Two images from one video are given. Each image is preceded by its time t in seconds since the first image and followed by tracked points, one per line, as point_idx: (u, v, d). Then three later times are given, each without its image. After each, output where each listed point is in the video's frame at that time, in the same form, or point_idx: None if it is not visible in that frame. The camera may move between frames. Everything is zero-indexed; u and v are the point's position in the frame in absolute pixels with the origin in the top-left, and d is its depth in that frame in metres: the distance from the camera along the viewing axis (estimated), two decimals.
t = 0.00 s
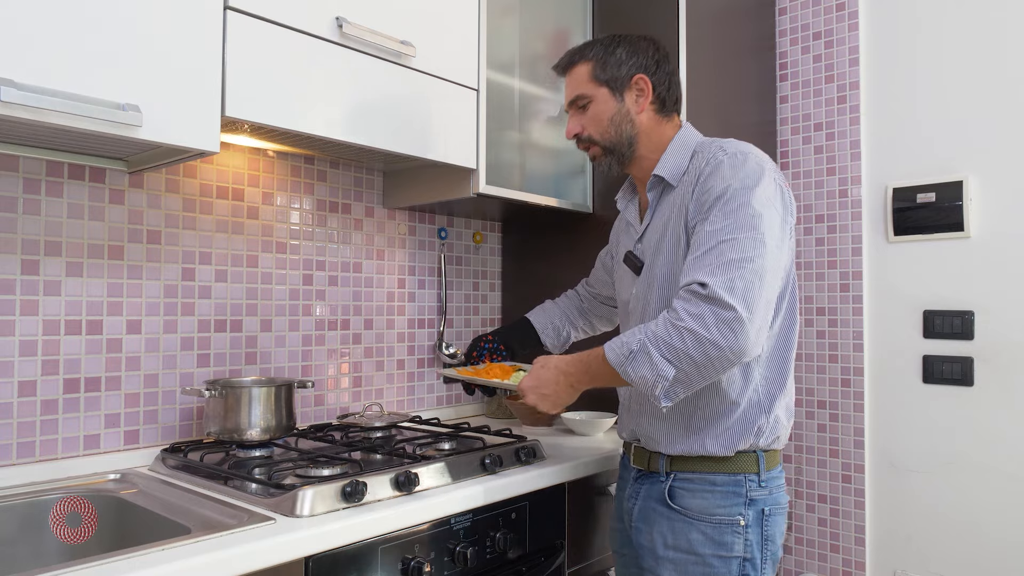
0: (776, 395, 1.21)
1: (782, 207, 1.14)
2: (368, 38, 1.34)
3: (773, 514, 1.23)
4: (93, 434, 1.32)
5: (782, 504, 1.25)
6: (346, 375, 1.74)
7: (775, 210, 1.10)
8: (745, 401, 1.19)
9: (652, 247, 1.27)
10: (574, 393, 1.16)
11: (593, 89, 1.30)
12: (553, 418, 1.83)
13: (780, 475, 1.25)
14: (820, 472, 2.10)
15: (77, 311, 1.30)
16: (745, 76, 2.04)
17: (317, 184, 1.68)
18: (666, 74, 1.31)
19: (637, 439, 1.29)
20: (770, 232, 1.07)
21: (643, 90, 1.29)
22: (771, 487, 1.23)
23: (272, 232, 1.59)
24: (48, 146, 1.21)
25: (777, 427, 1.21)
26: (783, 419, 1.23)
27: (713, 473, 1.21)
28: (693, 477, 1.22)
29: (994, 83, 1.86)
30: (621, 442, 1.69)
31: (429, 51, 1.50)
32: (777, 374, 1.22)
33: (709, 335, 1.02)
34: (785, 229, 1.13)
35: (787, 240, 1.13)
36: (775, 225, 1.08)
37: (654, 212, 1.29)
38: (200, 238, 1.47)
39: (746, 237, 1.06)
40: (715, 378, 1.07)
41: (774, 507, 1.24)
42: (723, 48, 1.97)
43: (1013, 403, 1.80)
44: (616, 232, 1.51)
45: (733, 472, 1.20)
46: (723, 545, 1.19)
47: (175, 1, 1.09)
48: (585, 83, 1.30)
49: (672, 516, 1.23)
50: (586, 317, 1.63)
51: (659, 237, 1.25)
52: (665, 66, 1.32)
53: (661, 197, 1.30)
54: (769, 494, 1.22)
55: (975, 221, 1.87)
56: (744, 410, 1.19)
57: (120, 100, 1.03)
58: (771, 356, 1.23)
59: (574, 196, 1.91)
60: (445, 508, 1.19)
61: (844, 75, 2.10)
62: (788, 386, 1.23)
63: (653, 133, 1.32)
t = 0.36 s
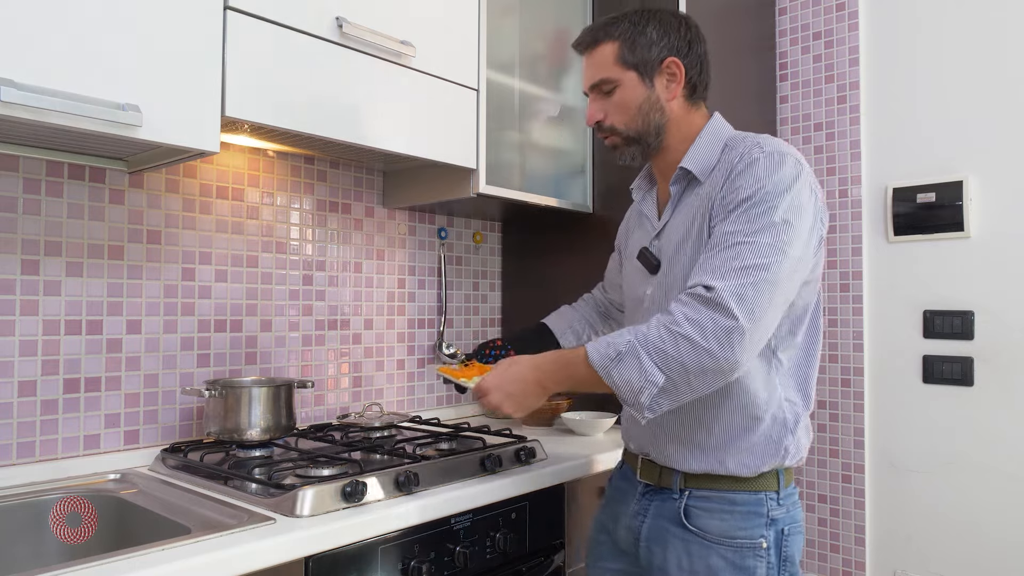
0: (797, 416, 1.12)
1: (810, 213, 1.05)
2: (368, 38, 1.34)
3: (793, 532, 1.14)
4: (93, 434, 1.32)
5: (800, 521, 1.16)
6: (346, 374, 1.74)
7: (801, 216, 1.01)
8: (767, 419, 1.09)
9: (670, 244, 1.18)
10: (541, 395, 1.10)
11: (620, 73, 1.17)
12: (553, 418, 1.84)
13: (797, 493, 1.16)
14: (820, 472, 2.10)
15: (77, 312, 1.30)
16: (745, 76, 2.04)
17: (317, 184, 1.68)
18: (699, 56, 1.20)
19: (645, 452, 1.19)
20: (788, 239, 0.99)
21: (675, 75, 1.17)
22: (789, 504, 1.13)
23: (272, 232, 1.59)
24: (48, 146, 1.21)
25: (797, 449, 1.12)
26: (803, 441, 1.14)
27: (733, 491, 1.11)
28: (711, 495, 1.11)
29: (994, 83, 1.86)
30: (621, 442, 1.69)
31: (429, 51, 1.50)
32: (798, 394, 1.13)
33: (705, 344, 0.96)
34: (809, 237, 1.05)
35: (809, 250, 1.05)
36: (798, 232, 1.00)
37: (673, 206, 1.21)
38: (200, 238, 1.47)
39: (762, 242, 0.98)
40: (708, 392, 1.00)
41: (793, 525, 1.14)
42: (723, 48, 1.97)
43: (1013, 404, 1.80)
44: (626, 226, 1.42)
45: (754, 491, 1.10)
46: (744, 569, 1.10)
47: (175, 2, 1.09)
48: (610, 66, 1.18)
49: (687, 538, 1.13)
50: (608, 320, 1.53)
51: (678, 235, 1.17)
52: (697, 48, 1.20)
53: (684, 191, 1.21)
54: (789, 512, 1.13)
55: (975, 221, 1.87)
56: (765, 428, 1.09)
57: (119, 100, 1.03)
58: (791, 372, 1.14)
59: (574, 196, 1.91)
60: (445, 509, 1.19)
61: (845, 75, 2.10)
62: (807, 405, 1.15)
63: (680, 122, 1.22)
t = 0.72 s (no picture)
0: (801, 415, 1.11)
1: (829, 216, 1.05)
2: (368, 38, 1.34)
3: (790, 535, 1.13)
4: (93, 434, 1.32)
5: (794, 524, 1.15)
6: (346, 374, 1.74)
7: (828, 221, 1.00)
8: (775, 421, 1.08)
9: (670, 244, 1.15)
10: (589, 395, 1.01)
11: (605, 67, 1.14)
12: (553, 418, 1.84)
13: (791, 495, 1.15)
14: (820, 472, 2.10)
15: (77, 312, 1.30)
16: (745, 76, 2.04)
17: (317, 184, 1.68)
18: (686, 47, 1.16)
19: (642, 459, 1.16)
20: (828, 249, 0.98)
21: (662, 67, 1.13)
22: (785, 507, 1.12)
23: (272, 232, 1.59)
24: (48, 146, 1.21)
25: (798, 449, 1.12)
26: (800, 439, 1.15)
27: (734, 495, 1.08)
28: (711, 500, 1.09)
29: (994, 84, 1.86)
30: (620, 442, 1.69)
31: (429, 51, 1.50)
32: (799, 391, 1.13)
33: (768, 363, 0.93)
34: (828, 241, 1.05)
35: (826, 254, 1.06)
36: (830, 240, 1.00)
37: (671, 204, 1.18)
38: (200, 238, 1.47)
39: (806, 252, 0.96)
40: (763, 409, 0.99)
41: (790, 528, 1.13)
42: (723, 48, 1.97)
43: (1013, 404, 1.80)
44: (610, 224, 1.38)
45: (756, 494, 1.08)
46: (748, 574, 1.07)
47: (175, 2, 1.09)
48: (594, 60, 1.15)
49: (689, 545, 1.10)
50: (599, 327, 1.49)
51: (680, 236, 1.14)
52: (684, 38, 1.17)
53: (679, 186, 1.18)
54: (785, 513, 1.12)
55: (975, 221, 1.87)
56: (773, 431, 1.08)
57: (119, 100, 1.03)
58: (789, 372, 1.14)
59: (574, 196, 1.91)
60: (445, 509, 1.19)
61: (845, 75, 2.10)
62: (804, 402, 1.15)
63: (669, 117, 1.18)
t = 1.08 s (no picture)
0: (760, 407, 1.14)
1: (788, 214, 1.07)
2: (368, 38, 1.35)
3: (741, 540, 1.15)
4: (93, 434, 1.32)
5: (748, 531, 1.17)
6: (346, 375, 1.74)
7: (786, 217, 1.02)
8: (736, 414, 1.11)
9: (631, 243, 1.17)
10: (566, 391, 1.04)
11: (559, 78, 1.20)
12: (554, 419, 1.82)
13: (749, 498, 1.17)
14: (820, 472, 2.10)
15: (77, 312, 1.30)
16: (745, 76, 2.04)
17: (318, 184, 1.68)
18: (637, 57, 1.21)
19: (602, 455, 1.19)
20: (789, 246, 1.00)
21: (614, 75, 1.19)
22: (740, 512, 1.14)
23: (272, 232, 1.59)
24: (48, 146, 1.21)
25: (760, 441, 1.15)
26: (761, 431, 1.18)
27: (682, 493, 1.12)
28: (662, 495, 1.12)
29: (994, 84, 1.86)
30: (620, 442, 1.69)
31: (429, 51, 1.50)
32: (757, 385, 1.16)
33: (736, 360, 0.96)
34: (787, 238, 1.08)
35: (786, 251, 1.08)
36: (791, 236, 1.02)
37: (631, 204, 1.20)
38: (200, 238, 1.47)
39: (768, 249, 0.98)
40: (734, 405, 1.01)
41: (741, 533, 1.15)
42: (723, 49, 1.97)
43: (1013, 404, 1.80)
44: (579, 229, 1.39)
45: (705, 493, 1.11)
46: (689, 570, 1.11)
47: (176, 3, 1.09)
48: (549, 71, 1.20)
49: (634, 536, 1.14)
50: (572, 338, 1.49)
51: (640, 236, 1.16)
52: (634, 48, 1.22)
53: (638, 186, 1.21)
54: (738, 520, 1.13)
55: (975, 221, 1.87)
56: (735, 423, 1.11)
57: (119, 100, 1.03)
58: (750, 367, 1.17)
59: (573, 197, 1.91)
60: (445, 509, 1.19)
61: (845, 75, 2.10)
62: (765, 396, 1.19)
63: (625, 123, 1.22)
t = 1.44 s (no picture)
0: (730, 406, 1.15)
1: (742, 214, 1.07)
2: (368, 38, 1.35)
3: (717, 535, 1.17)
4: (93, 434, 1.32)
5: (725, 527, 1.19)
6: (347, 375, 1.74)
7: (731, 214, 1.03)
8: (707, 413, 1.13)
9: (596, 244, 1.19)
10: (511, 378, 1.06)
11: (529, 89, 1.22)
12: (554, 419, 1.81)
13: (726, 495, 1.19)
14: (820, 472, 2.11)
15: (77, 312, 1.30)
16: (745, 76, 2.05)
17: (318, 184, 1.68)
18: (605, 67, 1.24)
19: (577, 453, 1.21)
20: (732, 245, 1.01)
21: (582, 86, 1.21)
22: (718, 507, 1.16)
23: (272, 232, 1.59)
24: (48, 146, 1.21)
25: (735, 440, 1.16)
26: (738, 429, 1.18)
27: (660, 487, 1.14)
28: (641, 490, 1.14)
29: (994, 84, 1.86)
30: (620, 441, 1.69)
31: (429, 51, 1.50)
32: (730, 385, 1.16)
33: (663, 353, 0.97)
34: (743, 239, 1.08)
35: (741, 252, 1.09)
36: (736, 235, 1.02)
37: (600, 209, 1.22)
38: (200, 238, 1.47)
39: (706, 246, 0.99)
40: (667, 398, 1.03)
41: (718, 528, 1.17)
42: (723, 49, 1.97)
43: (1014, 404, 1.80)
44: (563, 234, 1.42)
45: (681, 488, 1.13)
46: (665, 563, 1.13)
47: (176, 3, 1.09)
48: (519, 83, 1.23)
49: (613, 530, 1.16)
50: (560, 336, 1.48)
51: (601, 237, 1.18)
52: (603, 60, 1.24)
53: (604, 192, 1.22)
54: (714, 514, 1.16)
55: (975, 221, 1.87)
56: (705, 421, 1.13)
57: (119, 100, 1.03)
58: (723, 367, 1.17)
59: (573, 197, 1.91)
60: (444, 509, 1.19)
61: (845, 75, 2.10)
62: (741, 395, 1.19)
63: (594, 132, 1.25)
